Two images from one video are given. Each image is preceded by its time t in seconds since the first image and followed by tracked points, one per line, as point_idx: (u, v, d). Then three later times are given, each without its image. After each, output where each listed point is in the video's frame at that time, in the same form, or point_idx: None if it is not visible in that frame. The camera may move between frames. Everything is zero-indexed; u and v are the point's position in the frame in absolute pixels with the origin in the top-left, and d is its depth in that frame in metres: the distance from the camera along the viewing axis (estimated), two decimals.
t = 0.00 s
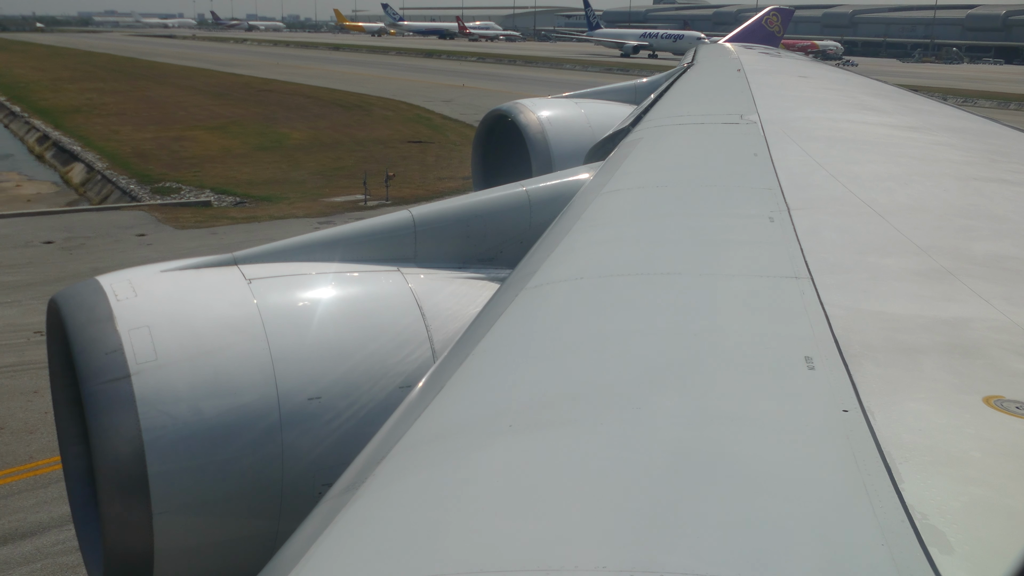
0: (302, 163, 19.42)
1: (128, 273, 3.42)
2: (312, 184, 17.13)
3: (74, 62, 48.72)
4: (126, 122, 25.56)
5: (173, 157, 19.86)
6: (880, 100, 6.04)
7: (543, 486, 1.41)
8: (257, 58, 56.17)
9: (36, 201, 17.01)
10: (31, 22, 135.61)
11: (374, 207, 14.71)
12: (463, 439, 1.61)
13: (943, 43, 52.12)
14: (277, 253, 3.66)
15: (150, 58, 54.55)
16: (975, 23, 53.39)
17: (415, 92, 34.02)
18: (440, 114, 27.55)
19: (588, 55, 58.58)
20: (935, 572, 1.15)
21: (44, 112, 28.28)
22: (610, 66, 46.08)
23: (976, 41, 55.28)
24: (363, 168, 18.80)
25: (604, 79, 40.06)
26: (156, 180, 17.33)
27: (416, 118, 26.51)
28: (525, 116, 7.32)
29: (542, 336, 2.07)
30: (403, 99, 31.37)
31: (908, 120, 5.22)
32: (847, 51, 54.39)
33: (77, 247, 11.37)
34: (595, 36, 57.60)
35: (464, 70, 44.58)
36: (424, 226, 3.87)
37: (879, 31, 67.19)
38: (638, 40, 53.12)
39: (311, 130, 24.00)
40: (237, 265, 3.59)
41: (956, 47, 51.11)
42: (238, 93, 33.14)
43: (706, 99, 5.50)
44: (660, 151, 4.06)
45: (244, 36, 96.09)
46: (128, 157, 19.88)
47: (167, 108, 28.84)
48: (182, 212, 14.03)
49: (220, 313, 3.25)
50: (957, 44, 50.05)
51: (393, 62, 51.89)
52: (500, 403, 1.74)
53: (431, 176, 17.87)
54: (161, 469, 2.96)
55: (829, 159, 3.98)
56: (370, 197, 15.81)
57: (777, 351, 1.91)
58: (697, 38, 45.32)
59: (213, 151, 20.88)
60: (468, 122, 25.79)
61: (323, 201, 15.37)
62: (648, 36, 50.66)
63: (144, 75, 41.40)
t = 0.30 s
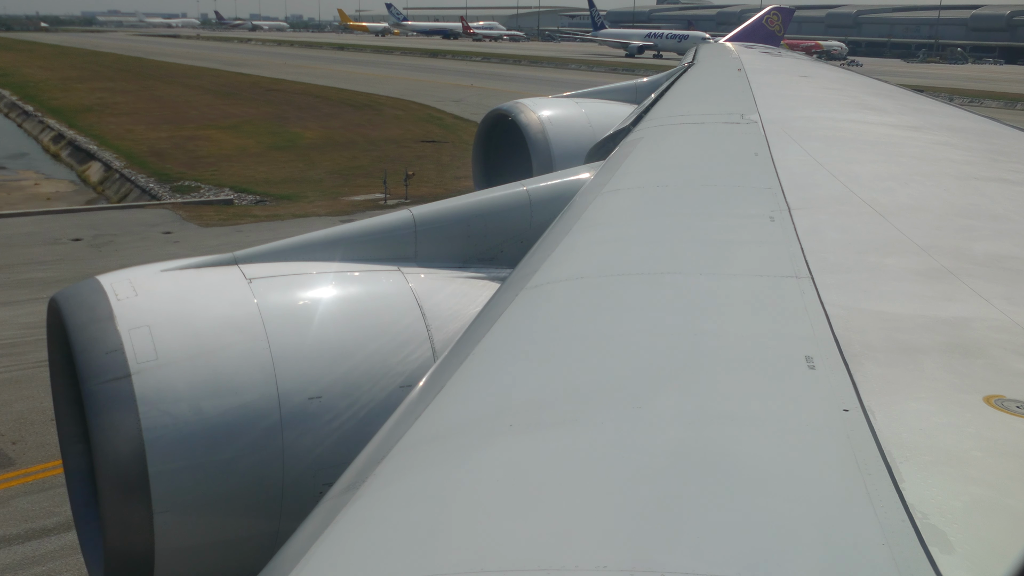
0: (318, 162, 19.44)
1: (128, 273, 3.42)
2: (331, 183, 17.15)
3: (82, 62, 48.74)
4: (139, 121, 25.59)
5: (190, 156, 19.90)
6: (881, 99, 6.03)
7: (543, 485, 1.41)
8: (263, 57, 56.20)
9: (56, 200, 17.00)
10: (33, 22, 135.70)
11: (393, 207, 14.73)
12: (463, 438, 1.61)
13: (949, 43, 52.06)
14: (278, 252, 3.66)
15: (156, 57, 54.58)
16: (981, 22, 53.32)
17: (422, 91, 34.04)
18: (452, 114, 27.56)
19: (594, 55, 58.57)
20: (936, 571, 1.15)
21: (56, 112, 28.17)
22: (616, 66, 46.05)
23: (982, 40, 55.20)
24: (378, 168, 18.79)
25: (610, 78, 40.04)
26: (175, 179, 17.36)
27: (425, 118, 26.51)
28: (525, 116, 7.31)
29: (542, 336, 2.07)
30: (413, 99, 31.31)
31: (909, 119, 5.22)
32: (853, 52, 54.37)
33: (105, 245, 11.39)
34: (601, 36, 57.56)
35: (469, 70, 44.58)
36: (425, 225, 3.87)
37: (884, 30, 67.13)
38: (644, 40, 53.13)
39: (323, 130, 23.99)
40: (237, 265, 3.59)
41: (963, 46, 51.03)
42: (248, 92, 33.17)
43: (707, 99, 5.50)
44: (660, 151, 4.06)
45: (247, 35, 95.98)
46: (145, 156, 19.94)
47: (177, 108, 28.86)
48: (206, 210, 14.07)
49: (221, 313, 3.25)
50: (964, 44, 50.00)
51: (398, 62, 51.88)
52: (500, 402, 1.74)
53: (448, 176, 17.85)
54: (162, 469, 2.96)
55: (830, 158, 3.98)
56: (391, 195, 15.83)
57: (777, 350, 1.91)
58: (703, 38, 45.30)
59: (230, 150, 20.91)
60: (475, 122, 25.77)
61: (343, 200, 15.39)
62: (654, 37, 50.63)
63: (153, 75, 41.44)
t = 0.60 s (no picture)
0: (334, 162, 19.46)
1: (129, 273, 3.42)
2: (349, 182, 17.19)
3: (92, 62, 48.86)
4: (152, 121, 25.65)
5: (206, 156, 19.95)
6: (880, 100, 6.03)
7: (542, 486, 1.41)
8: (270, 57, 56.30)
9: (75, 198, 17.02)
10: (37, 22, 135.96)
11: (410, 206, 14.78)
12: (463, 438, 1.61)
13: (954, 43, 52.07)
14: (279, 252, 3.66)
15: (164, 57, 54.69)
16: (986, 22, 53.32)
17: (428, 92, 34.08)
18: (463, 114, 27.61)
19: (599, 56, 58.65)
20: (936, 572, 1.15)
21: (68, 111, 28.20)
22: (621, 66, 46.10)
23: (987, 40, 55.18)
24: (394, 168, 18.82)
25: (616, 79, 40.07)
26: (193, 178, 17.42)
27: (434, 118, 26.56)
28: (525, 116, 7.32)
29: (542, 336, 2.07)
30: (421, 100, 31.35)
31: (909, 119, 5.22)
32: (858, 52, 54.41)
33: (132, 242, 11.45)
34: (606, 36, 57.63)
35: (474, 70, 44.63)
36: (425, 225, 3.87)
37: (889, 31, 67.13)
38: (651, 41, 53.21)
39: (336, 130, 24.03)
40: (237, 265, 3.59)
41: (968, 46, 51.05)
42: (256, 92, 33.25)
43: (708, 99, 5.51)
44: (660, 151, 4.06)
45: (252, 35, 96.20)
46: (162, 155, 20.00)
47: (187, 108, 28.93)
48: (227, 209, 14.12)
49: (222, 313, 3.25)
50: (969, 45, 50.03)
51: (404, 62, 51.93)
52: (500, 402, 1.74)
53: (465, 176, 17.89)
54: (162, 469, 2.96)
55: (830, 158, 3.98)
56: (410, 195, 15.89)
57: (777, 350, 1.91)
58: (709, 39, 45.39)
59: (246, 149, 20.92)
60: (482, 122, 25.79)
61: (361, 199, 15.44)
62: (660, 37, 50.71)
63: (162, 75, 41.55)
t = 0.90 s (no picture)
0: (348, 162, 19.47)
1: (129, 273, 3.42)
2: (367, 181, 17.23)
3: (101, 62, 48.92)
4: (164, 121, 25.68)
5: (221, 155, 19.97)
6: (878, 100, 6.03)
7: (542, 485, 1.41)
8: (277, 57, 56.32)
9: (93, 198, 17.02)
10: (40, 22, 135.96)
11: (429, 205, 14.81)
12: (462, 438, 1.61)
13: (959, 43, 52.08)
14: (280, 253, 3.66)
15: (171, 58, 54.75)
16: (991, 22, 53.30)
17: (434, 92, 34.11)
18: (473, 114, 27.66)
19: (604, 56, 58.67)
20: (936, 571, 1.15)
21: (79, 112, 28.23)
22: (626, 66, 46.13)
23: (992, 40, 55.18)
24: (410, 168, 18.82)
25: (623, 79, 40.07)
26: (211, 177, 17.43)
27: (443, 118, 26.60)
28: (525, 116, 7.32)
29: (542, 336, 2.07)
30: (428, 99, 31.37)
31: (910, 120, 5.22)
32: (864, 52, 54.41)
33: (159, 240, 11.48)
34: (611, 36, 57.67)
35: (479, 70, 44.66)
36: (424, 226, 3.87)
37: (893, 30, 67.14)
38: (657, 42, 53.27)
39: (348, 130, 24.05)
40: (237, 265, 3.59)
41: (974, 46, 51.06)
42: (265, 92, 33.29)
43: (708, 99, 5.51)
44: (659, 151, 4.07)
45: (256, 35, 96.11)
46: (178, 155, 20.01)
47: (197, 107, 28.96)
48: (250, 207, 14.15)
49: (222, 313, 3.25)
50: (974, 45, 50.05)
51: (410, 62, 51.94)
52: (501, 402, 1.74)
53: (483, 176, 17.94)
54: (161, 470, 2.96)
55: (830, 158, 3.98)
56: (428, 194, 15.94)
57: (777, 350, 1.91)
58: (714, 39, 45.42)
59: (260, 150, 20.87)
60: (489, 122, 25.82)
61: (380, 198, 15.47)
62: (666, 37, 50.73)
63: (170, 75, 41.60)
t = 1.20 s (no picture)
0: (363, 161, 19.50)
1: (129, 273, 3.42)
2: (383, 181, 17.28)
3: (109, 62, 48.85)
4: (175, 121, 25.66)
5: (236, 155, 19.96)
6: (877, 100, 6.04)
7: (540, 486, 1.41)
8: (283, 57, 56.29)
9: (110, 196, 16.96)
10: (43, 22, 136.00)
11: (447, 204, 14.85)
12: (462, 439, 1.62)
13: (964, 44, 52.18)
14: (281, 253, 3.67)
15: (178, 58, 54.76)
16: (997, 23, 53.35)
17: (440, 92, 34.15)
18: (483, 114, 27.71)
19: (610, 57, 58.72)
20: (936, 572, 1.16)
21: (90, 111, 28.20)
22: (632, 67, 46.18)
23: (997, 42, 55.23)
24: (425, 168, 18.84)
25: (629, 79, 40.10)
26: (228, 176, 17.40)
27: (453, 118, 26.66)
28: (525, 116, 7.32)
29: (541, 337, 2.07)
30: (435, 100, 31.41)
31: (910, 121, 5.22)
32: (869, 53, 54.45)
33: (186, 238, 11.49)
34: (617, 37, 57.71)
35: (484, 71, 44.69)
36: (424, 227, 3.88)
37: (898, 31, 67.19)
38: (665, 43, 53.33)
39: (360, 130, 24.06)
40: (238, 266, 3.59)
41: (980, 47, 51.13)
42: (273, 92, 33.31)
43: (708, 100, 5.52)
44: (658, 152, 4.07)
45: (261, 35, 96.19)
46: (193, 154, 19.98)
47: (208, 107, 28.97)
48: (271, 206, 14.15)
49: (223, 314, 3.25)
50: (980, 46, 50.12)
51: (416, 62, 51.95)
52: (500, 402, 1.75)
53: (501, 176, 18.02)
54: (161, 470, 2.96)
55: (830, 159, 3.98)
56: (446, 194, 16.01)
57: (777, 350, 1.91)
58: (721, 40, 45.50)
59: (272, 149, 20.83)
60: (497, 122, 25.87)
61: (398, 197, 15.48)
62: (673, 39, 50.79)
63: (178, 75, 41.58)
